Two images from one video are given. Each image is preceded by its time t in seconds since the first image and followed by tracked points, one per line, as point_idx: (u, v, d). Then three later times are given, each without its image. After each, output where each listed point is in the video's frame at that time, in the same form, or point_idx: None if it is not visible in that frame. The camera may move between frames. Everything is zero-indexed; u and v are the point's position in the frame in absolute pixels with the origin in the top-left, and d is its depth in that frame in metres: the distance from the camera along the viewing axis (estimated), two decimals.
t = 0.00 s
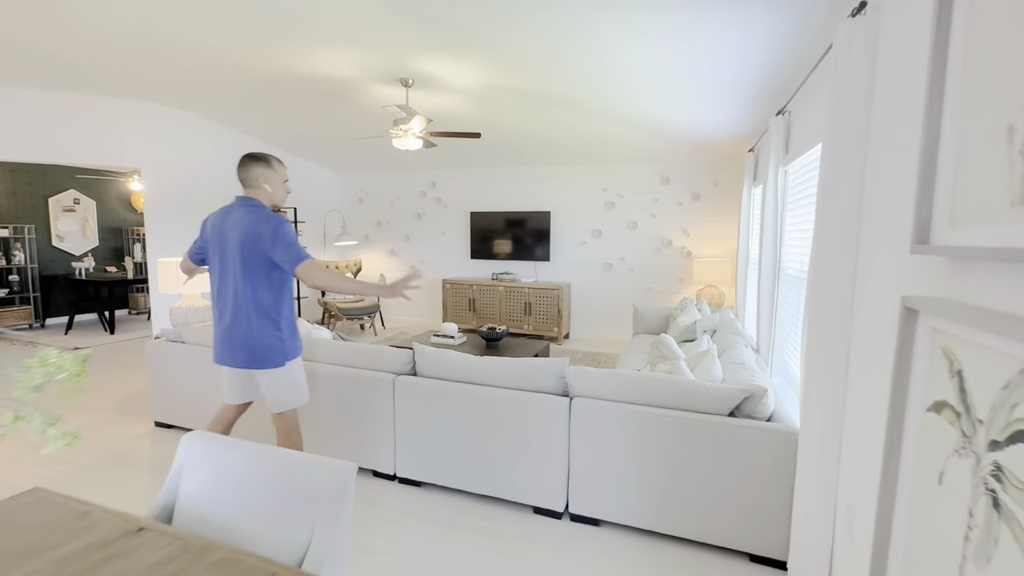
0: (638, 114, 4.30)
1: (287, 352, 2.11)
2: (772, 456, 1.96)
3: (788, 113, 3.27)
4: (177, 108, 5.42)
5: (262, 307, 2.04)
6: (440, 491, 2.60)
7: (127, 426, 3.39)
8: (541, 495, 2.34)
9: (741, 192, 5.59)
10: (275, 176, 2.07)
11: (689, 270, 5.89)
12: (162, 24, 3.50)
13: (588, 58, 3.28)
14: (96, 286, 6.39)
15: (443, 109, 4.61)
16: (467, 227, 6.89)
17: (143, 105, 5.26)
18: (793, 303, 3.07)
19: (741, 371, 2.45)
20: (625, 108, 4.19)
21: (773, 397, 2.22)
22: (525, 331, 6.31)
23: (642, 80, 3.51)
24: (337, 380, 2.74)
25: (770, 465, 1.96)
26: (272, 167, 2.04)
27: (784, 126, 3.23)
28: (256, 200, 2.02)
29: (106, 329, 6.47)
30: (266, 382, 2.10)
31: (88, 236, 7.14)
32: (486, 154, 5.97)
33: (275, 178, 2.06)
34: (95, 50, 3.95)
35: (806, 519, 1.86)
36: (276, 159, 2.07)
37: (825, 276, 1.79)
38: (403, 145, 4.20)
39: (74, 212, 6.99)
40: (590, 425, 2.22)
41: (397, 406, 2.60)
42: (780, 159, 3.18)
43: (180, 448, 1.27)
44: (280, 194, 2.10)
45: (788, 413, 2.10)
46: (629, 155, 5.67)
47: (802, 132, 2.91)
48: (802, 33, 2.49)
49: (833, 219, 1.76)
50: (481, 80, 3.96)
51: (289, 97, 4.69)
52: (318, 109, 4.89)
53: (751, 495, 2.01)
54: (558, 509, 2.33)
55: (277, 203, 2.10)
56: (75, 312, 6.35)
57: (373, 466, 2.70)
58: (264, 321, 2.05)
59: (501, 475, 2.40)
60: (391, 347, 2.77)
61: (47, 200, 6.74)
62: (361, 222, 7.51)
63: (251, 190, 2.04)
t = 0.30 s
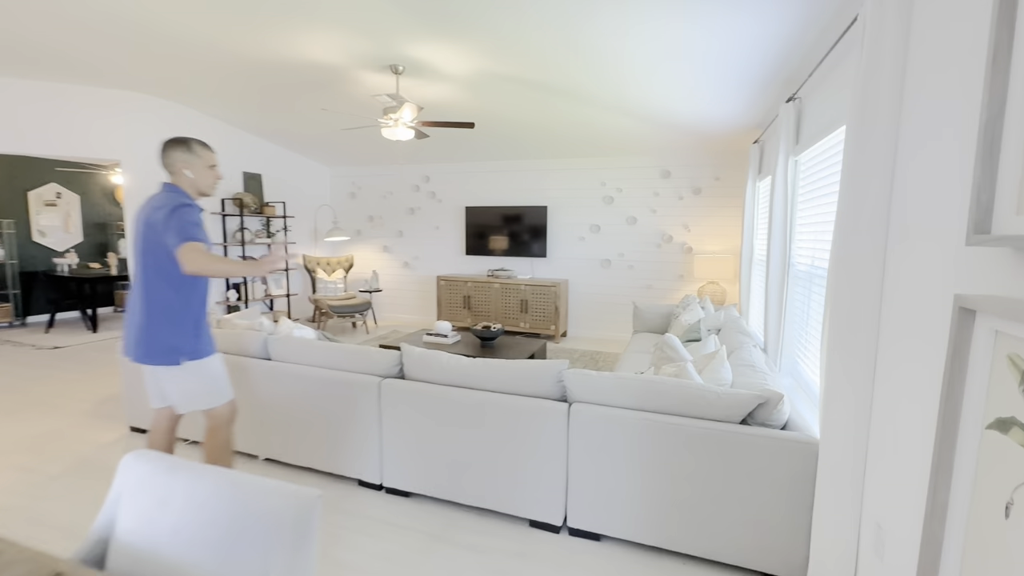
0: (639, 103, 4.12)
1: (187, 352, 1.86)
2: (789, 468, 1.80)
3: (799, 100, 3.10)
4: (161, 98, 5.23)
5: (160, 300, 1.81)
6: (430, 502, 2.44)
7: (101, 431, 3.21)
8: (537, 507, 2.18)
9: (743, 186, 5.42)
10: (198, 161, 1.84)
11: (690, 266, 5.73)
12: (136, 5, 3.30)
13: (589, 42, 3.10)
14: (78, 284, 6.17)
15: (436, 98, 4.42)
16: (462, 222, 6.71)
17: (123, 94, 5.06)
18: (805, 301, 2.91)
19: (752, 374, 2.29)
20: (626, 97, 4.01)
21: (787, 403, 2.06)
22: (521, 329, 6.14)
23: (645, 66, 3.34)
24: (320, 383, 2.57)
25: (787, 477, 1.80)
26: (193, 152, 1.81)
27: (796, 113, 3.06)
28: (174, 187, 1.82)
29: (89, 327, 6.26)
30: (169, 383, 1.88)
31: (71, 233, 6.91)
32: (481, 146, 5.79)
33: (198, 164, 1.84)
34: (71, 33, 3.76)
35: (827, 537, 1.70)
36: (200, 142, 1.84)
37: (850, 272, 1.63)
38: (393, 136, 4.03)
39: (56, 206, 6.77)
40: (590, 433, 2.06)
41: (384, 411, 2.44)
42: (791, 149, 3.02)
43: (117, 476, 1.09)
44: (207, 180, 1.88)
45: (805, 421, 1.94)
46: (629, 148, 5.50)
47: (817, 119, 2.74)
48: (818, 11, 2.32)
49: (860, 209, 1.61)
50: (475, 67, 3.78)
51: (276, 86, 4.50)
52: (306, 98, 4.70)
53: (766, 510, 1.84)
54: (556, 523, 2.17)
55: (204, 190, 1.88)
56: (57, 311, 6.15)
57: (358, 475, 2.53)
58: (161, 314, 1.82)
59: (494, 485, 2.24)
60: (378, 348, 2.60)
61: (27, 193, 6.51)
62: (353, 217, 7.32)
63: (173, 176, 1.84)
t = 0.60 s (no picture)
0: (641, 96, 3.97)
1: (73, 360, 1.62)
2: (811, 488, 1.66)
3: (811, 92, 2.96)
4: (146, 92, 5.06)
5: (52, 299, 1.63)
6: (422, 518, 2.29)
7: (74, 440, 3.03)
8: (537, 526, 2.03)
9: (746, 183, 5.28)
10: (112, 146, 1.69)
11: (691, 265, 5.59)
12: None
13: (591, 31, 2.95)
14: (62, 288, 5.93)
15: (429, 90, 4.25)
16: (457, 220, 6.55)
17: (104, 86, 4.86)
18: (818, 303, 2.78)
19: (765, 381, 2.16)
20: (628, 90, 3.86)
21: (806, 414, 1.92)
22: (518, 330, 5.99)
23: (648, 56, 3.18)
24: (304, 392, 2.40)
25: (808, 497, 1.66)
26: (104, 135, 1.67)
27: (808, 105, 2.92)
28: (87, 177, 1.68)
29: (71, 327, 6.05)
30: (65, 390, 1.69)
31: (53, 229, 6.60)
32: (476, 142, 5.62)
33: (113, 149, 1.70)
34: (45, 21, 3.59)
35: (854, 564, 1.56)
36: (114, 126, 1.70)
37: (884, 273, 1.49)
38: (384, 129, 3.86)
39: (38, 202, 6.56)
40: (595, 447, 1.91)
41: (373, 422, 2.28)
42: (803, 144, 2.89)
43: (49, 518, 0.94)
44: (126, 168, 1.73)
45: (825, 434, 1.80)
46: (629, 143, 5.35)
47: (832, 112, 2.61)
48: None
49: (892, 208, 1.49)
50: (470, 58, 3.62)
51: (264, 78, 4.33)
52: (296, 90, 4.53)
53: (785, 533, 1.70)
54: (557, 543, 2.02)
55: (123, 178, 1.74)
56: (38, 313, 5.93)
57: (346, 489, 2.38)
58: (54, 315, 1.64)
59: (491, 502, 2.09)
60: (367, 354, 2.44)
61: (8, 189, 6.29)
62: (346, 215, 7.14)
63: (87, 166, 1.70)
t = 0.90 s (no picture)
0: (641, 87, 3.84)
1: None
2: (825, 500, 1.55)
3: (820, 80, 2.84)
4: (130, 82, 4.84)
5: None
6: (413, 527, 2.18)
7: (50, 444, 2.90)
8: (533, 538, 1.93)
9: (748, 177, 5.17)
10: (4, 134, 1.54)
11: (691, 261, 5.48)
12: None
13: (591, 18, 2.82)
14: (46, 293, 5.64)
15: (422, 80, 4.11)
16: (453, 215, 6.42)
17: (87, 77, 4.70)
18: (826, 301, 2.68)
19: (773, 383, 2.05)
20: (629, 81, 3.74)
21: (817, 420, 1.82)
22: (515, 327, 5.88)
23: (649, 44, 3.05)
24: (288, 396, 2.28)
25: (822, 510, 1.56)
26: None
27: (817, 94, 2.80)
28: None
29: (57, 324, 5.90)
30: None
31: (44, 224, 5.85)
32: (472, 134, 5.48)
33: (7, 137, 1.55)
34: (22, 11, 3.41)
35: None
36: (8, 112, 1.55)
37: (908, 272, 1.38)
38: (376, 121, 3.73)
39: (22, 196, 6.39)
40: (594, 456, 1.80)
41: (360, 428, 2.17)
42: (811, 135, 2.78)
43: None
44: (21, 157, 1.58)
45: (838, 441, 1.70)
46: (628, 136, 5.22)
47: (843, 101, 2.49)
48: None
49: (915, 202, 1.37)
50: (465, 47, 3.48)
51: (252, 67, 4.17)
52: (285, 80, 4.38)
53: (797, 548, 1.60)
54: (555, 556, 1.92)
55: (19, 168, 1.58)
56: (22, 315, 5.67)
57: (333, 497, 2.27)
58: None
59: (485, 512, 1.99)
60: (355, 355, 2.33)
61: None
62: (339, 209, 7.00)
63: None
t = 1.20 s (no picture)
0: (642, 76, 3.72)
1: None
2: (836, 510, 1.46)
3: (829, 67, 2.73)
4: (118, 72, 4.72)
5: None
6: (403, 533, 2.09)
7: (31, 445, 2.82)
8: (527, 547, 1.84)
9: (751, 170, 5.05)
10: None
11: (693, 256, 5.38)
12: None
13: (589, 2, 2.70)
14: (31, 295, 5.46)
15: (416, 69, 3.99)
16: (450, 209, 6.31)
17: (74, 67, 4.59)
18: (834, 297, 2.58)
19: (779, 384, 1.96)
20: (630, 69, 3.61)
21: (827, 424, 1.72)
22: (513, 323, 5.78)
23: (650, 30, 2.94)
24: (272, 397, 2.19)
25: (833, 521, 1.46)
26: None
27: (826, 81, 2.69)
28: None
29: (47, 320, 5.81)
30: None
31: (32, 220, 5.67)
32: (469, 126, 5.36)
33: None
34: None
35: None
36: None
37: (930, 267, 1.27)
38: (368, 111, 3.63)
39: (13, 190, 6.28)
40: (591, 462, 1.71)
41: (347, 430, 2.07)
42: (819, 123, 2.66)
43: None
44: None
45: (849, 447, 1.61)
46: (628, 128, 5.10)
47: (854, 87, 2.38)
48: None
49: (940, 191, 1.26)
50: (460, 34, 3.36)
51: (241, 57, 4.06)
52: (277, 70, 4.27)
53: (805, 560, 1.50)
54: (549, 565, 1.82)
55: None
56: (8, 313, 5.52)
57: (320, 502, 2.18)
58: None
59: (477, 519, 1.90)
60: (342, 354, 2.23)
61: None
62: (335, 203, 6.90)
63: None
